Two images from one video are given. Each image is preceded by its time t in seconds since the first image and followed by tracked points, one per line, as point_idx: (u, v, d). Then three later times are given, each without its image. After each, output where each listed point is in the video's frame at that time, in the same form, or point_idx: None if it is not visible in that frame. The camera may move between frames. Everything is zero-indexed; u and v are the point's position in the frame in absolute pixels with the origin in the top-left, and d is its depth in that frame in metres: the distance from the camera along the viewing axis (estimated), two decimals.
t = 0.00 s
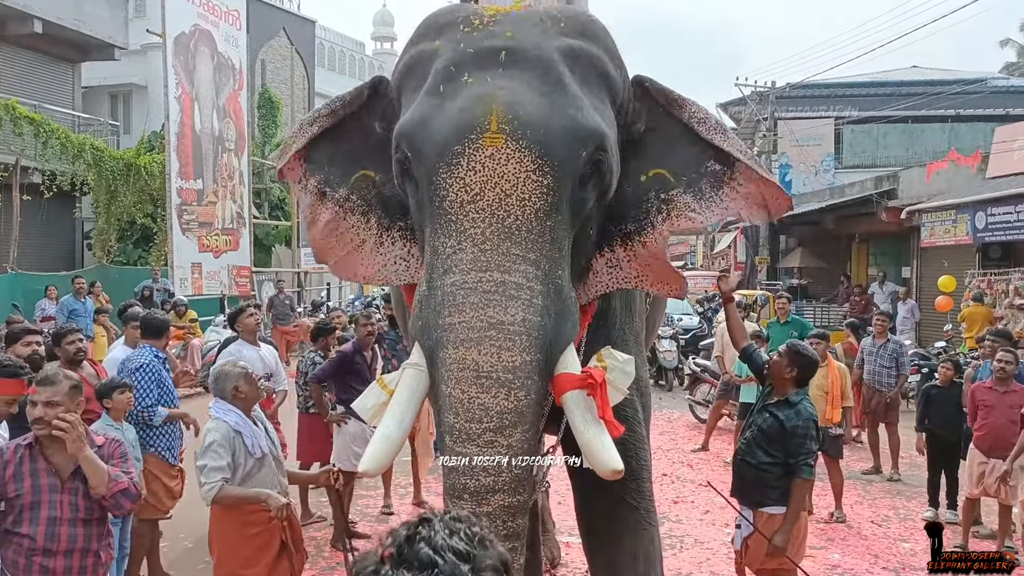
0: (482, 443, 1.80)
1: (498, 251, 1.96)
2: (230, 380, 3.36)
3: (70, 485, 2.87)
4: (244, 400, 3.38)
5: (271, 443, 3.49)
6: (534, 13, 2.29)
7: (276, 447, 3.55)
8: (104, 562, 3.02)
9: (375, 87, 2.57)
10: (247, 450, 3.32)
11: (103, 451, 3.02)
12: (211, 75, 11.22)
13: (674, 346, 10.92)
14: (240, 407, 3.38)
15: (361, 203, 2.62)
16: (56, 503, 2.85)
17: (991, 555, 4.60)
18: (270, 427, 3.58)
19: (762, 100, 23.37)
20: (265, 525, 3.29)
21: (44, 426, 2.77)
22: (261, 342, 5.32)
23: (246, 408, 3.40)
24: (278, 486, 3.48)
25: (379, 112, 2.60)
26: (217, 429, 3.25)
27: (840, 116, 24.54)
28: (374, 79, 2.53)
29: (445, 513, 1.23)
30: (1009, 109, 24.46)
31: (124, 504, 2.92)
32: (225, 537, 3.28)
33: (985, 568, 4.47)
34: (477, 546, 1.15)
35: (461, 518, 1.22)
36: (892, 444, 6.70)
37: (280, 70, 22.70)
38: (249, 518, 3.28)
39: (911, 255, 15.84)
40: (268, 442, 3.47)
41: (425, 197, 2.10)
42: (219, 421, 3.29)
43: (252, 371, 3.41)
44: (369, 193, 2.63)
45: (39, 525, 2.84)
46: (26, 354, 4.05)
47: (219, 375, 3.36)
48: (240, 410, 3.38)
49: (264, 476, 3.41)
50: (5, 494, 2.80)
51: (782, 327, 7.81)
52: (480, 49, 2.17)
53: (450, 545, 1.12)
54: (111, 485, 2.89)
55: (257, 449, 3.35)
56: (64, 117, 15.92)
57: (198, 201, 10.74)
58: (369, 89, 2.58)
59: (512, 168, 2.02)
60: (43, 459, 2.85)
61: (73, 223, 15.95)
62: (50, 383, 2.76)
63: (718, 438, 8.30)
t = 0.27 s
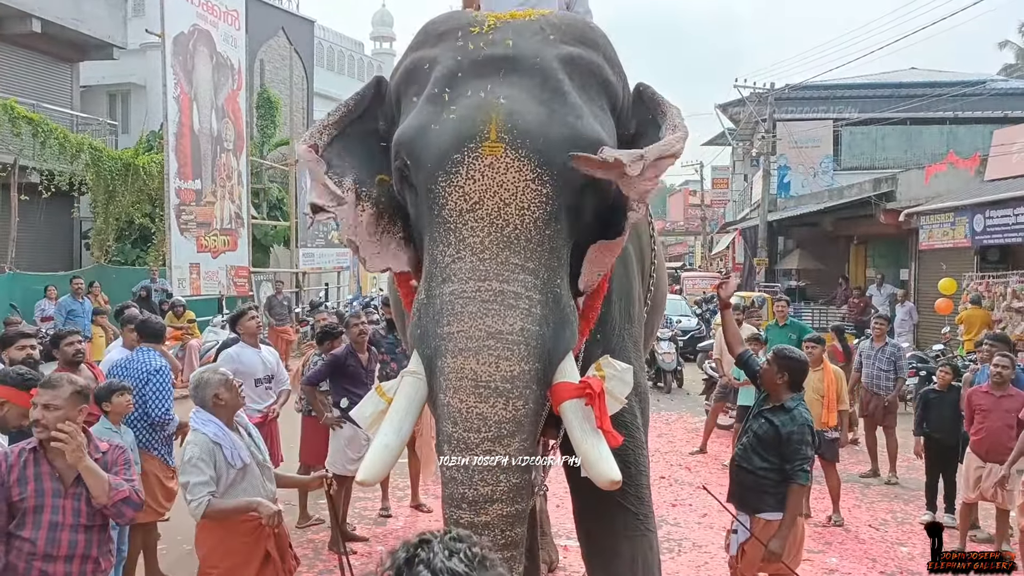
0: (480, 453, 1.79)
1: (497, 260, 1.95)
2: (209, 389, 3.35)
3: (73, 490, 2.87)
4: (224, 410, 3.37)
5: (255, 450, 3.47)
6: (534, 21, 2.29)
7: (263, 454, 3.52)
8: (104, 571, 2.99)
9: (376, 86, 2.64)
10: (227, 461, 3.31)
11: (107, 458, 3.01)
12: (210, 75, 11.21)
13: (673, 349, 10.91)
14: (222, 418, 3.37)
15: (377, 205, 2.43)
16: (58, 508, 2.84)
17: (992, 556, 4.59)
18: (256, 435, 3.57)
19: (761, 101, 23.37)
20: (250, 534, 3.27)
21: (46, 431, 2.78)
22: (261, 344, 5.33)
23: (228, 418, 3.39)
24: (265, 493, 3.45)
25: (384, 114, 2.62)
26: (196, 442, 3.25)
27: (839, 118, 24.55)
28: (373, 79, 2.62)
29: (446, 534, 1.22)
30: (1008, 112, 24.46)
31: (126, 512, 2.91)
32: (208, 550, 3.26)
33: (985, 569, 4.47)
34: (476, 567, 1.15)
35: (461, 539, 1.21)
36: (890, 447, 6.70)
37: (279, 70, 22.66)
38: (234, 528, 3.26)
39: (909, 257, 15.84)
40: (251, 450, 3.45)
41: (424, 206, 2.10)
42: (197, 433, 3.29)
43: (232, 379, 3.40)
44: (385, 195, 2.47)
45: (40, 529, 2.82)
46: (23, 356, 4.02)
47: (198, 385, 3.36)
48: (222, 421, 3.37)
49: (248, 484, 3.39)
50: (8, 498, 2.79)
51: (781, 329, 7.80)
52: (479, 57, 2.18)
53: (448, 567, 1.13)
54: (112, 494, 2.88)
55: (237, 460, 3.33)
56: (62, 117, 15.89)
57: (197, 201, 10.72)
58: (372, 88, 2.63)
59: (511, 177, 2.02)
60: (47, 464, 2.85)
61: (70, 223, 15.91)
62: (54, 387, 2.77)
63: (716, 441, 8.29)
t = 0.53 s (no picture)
0: (479, 451, 1.80)
1: (496, 259, 1.95)
2: (192, 390, 3.12)
3: (75, 490, 2.87)
4: (208, 412, 3.16)
5: (241, 452, 3.27)
6: (533, 20, 2.30)
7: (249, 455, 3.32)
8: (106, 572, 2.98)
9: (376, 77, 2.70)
10: (212, 465, 3.11)
11: (111, 459, 2.98)
12: (208, 74, 11.20)
13: (671, 348, 10.92)
14: (206, 420, 3.16)
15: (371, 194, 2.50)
16: (59, 507, 2.84)
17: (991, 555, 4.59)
18: (242, 436, 3.36)
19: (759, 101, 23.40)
20: (238, 536, 3.09)
21: (53, 429, 2.77)
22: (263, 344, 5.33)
23: (211, 420, 3.18)
24: (252, 495, 3.24)
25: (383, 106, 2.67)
26: (180, 447, 3.04)
27: (837, 117, 24.57)
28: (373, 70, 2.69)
29: (442, 535, 1.22)
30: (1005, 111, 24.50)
31: (125, 514, 2.89)
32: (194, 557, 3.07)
33: (985, 567, 4.49)
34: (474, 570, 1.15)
35: (457, 540, 1.22)
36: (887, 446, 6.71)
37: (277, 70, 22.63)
38: (222, 531, 3.08)
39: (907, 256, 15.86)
40: (236, 451, 3.25)
41: (423, 205, 2.10)
42: (180, 437, 3.08)
43: (216, 379, 3.17)
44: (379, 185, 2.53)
45: (41, 528, 2.83)
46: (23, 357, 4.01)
47: (180, 386, 3.14)
48: (205, 423, 3.16)
49: (235, 487, 3.18)
50: (11, 494, 2.81)
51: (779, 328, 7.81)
52: (478, 56, 2.18)
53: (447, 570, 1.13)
54: (112, 495, 2.86)
55: (222, 463, 3.13)
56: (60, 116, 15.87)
57: (195, 201, 10.71)
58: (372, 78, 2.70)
59: (509, 177, 2.02)
60: (50, 462, 2.85)
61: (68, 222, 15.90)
62: (63, 386, 2.76)
63: (715, 440, 8.30)
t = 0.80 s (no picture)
0: (478, 450, 1.80)
1: (494, 257, 1.96)
2: (185, 392, 3.10)
3: (77, 492, 2.86)
4: (201, 414, 3.13)
5: (234, 453, 3.24)
6: (531, 20, 2.31)
7: (243, 457, 3.30)
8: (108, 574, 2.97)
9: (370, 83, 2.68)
10: (204, 468, 3.08)
11: (113, 459, 2.99)
12: (205, 74, 11.18)
13: (670, 348, 10.93)
14: (199, 422, 3.14)
15: (357, 190, 2.67)
16: (62, 509, 2.84)
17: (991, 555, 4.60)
18: (236, 437, 3.34)
19: (756, 100, 23.41)
20: (230, 540, 3.09)
21: (63, 429, 2.81)
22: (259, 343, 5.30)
23: (205, 422, 3.16)
24: (246, 497, 3.22)
25: (377, 106, 2.67)
26: (173, 450, 3.03)
27: (834, 117, 24.60)
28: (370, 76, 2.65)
29: (435, 534, 1.23)
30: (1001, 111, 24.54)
31: (128, 513, 2.88)
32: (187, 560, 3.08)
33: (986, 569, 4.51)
34: (468, 568, 1.16)
35: (451, 539, 1.22)
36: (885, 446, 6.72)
37: (275, 70, 22.60)
38: (214, 534, 3.07)
39: (904, 256, 15.88)
40: (229, 453, 3.22)
41: (422, 204, 2.10)
42: (173, 439, 3.06)
43: (208, 380, 3.14)
44: (365, 182, 2.68)
45: (43, 530, 2.84)
46: (20, 360, 3.99)
47: (173, 389, 3.11)
48: (198, 426, 3.14)
49: (229, 490, 3.15)
50: (13, 498, 2.83)
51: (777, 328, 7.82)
52: (477, 56, 2.18)
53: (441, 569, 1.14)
54: (114, 495, 2.86)
55: (215, 466, 3.10)
56: (57, 116, 15.86)
57: (192, 200, 10.70)
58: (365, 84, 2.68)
59: (508, 175, 2.03)
60: (53, 464, 2.86)
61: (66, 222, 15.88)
62: (70, 388, 2.76)
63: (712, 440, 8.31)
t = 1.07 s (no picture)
0: (476, 447, 1.81)
1: (492, 255, 1.97)
2: (181, 392, 3.11)
3: (78, 493, 2.87)
4: (199, 413, 3.14)
5: (232, 454, 3.25)
6: (527, 19, 2.32)
7: (240, 458, 3.30)
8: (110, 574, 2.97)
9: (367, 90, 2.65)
10: (202, 467, 3.08)
11: (114, 460, 2.99)
12: (202, 73, 11.16)
13: (667, 348, 10.94)
14: (196, 422, 3.15)
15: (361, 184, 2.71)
16: (63, 510, 2.84)
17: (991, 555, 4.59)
18: (234, 437, 3.35)
19: (754, 100, 23.42)
20: (230, 538, 3.08)
21: (64, 430, 2.82)
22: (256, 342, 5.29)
23: (202, 421, 3.17)
24: (245, 497, 3.22)
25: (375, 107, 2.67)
26: (171, 448, 3.03)
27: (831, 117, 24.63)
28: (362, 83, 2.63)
29: (428, 530, 1.23)
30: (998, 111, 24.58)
31: (130, 513, 2.88)
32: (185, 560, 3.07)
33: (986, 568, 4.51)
34: (461, 564, 1.16)
35: (444, 534, 1.23)
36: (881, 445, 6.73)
37: (272, 69, 22.57)
38: (211, 533, 3.07)
39: (901, 256, 15.90)
40: (227, 453, 3.22)
41: (420, 202, 2.11)
42: (172, 438, 3.07)
43: (205, 379, 3.16)
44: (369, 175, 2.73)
45: (45, 531, 2.83)
46: (18, 361, 3.99)
47: (170, 389, 3.12)
48: (196, 425, 3.15)
49: (227, 490, 3.15)
50: (14, 499, 2.82)
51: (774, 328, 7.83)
52: (474, 55, 2.20)
53: (434, 566, 1.14)
54: (117, 495, 2.86)
55: (213, 464, 3.10)
56: (53, 115, 15.82)
57: (189, 200, 10.68)
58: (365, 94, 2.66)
59: (505, 174, 2.04)
60: (54, 465, 2.86)
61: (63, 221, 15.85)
62: (74, 387, 2.80)
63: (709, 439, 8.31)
